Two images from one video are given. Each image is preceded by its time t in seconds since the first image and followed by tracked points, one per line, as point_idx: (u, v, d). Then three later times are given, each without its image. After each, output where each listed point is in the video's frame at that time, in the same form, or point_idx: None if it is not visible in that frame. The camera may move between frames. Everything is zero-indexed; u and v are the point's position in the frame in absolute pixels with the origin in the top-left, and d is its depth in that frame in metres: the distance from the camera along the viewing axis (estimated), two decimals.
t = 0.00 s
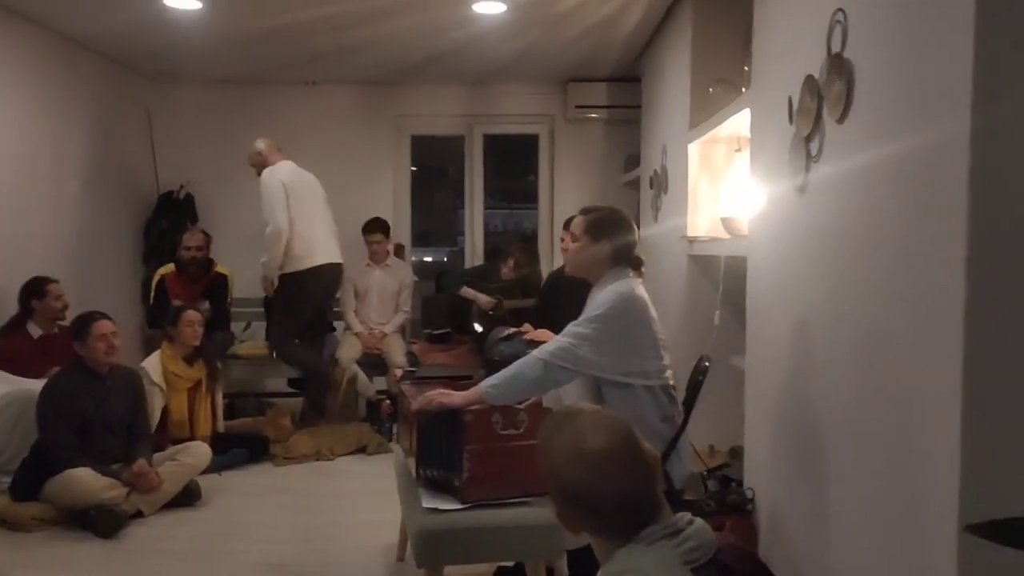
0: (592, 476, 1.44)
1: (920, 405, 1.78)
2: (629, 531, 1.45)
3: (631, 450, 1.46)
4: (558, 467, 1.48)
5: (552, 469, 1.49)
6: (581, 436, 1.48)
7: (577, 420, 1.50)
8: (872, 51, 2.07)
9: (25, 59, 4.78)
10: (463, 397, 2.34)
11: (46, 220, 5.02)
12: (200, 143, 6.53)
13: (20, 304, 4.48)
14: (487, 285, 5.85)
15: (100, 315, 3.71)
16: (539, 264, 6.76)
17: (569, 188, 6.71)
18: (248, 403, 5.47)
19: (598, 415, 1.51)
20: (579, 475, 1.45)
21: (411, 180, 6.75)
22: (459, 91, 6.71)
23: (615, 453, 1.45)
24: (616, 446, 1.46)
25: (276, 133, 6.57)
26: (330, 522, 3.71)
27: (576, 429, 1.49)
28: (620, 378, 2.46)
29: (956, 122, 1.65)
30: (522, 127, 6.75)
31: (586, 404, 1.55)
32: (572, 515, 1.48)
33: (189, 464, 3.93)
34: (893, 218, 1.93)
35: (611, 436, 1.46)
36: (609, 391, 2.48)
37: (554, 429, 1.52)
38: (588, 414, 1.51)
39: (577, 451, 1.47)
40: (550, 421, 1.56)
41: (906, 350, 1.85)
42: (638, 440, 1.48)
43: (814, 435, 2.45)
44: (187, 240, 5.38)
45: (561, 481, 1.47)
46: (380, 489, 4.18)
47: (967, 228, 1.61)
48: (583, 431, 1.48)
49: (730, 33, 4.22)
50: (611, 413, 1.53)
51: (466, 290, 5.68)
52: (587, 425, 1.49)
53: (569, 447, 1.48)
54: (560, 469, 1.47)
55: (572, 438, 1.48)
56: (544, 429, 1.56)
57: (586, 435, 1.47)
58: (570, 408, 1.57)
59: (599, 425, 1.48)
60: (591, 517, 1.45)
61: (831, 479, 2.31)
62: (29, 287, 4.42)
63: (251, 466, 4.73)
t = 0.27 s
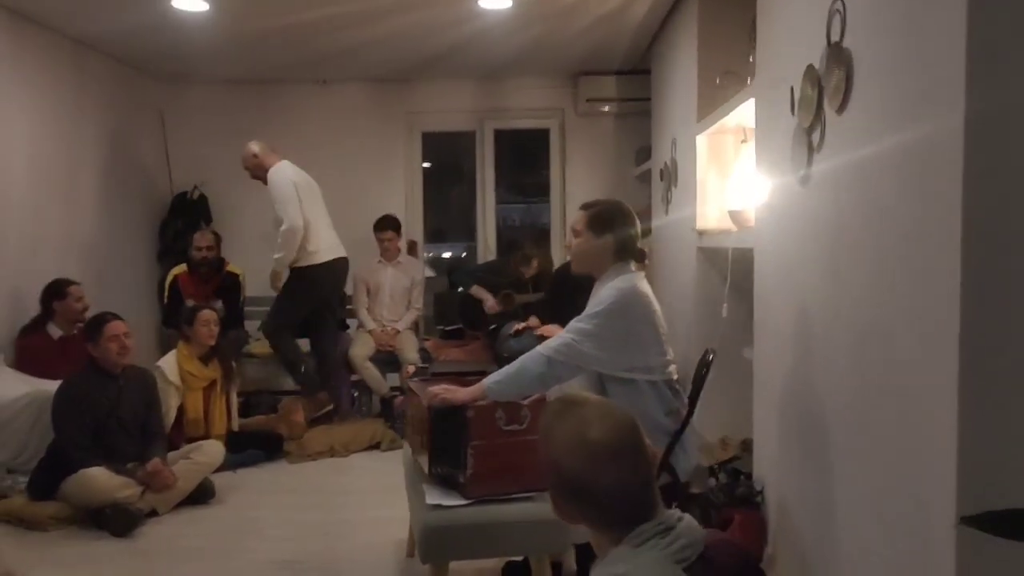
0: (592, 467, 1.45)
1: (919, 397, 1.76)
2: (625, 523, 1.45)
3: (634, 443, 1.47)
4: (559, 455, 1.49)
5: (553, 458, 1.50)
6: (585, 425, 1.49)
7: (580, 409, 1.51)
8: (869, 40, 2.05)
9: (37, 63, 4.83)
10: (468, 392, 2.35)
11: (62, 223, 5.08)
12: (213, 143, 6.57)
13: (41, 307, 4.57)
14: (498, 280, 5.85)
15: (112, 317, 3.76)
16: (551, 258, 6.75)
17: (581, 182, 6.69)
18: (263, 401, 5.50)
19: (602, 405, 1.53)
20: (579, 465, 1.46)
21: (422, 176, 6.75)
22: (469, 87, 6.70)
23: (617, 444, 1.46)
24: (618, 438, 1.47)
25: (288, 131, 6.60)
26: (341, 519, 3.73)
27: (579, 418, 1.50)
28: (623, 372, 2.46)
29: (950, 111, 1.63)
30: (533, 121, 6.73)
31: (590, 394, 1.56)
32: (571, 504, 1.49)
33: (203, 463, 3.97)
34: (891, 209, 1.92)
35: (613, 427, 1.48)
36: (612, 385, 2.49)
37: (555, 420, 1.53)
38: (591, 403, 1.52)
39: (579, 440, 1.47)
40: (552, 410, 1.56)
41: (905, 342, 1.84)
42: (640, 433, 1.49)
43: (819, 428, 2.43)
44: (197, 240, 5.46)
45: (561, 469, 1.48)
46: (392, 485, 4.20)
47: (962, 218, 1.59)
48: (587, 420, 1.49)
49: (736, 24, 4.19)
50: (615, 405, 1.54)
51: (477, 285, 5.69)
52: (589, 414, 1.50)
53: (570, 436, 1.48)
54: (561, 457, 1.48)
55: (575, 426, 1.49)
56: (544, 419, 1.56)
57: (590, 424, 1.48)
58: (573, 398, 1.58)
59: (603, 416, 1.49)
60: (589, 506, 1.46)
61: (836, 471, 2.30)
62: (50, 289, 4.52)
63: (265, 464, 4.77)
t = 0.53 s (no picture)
0: (585, 464, 1.43)
1: (909, 388, 1.77)
2: (616, 520, 1.44)
3: (628, 441, 1.45)
4: (552, 452, 1.47)
5: (546, 454, 1.48)
6: (579, 421, 1.47)
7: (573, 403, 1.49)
8: (856, 33, 2.06)
9: (38, 65, 4.86)
10: (463, 388, 2.34)
11: (66, 223, 5.11)
12: (217, 142, 6.60)
13: (55, 306, 4.63)
14: (500, 276, 5.86)
15: (118, 315, 3.78)
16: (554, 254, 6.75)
17: (583, 177, 6.69)
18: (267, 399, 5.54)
19: (597, 401, 1.51)
20: (571, 462, 1.45)
21: (425, 173, 6.76)
22: (470, 83, 6.70)
23: (611, 442, 1.44)
24: (612, 435, 1.45)
25: (289, 130, 6.62)
26: (344, 515, 3.75)
27: (573, 414, 1.48)
28: (618, 368, 2.47)
29: (936, 102, 1.63)
30: (534, 117, 6.73)
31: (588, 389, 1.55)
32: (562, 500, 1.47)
33: (208, 461, 3.99)
34: (881, 202, 1.92)
35: (607, 423, 1.46)
36: (607, 381, 2.50)
37: (547, 414, 1.52)
38: (586, 398, 1.51)
39: (572, 437, 1.46)
40: (546, 404, 1.54)
41: (895, 334, 1.84)
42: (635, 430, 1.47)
43: (814, 420, 2.44)
44: (201, 240, 5.54)
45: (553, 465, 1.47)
46: (394, 482, 4.22)
47: (948, 209, 1.60)
48: (581, 416, 1.47)
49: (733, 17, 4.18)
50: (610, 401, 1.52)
51: (478, 281, 5.71)
52: (582, 409, 1.48)
53: (563, 432, 1.47)
54: (554, 453, 1.47)
55: (568, 422, 1.47)
56: (537, 413, 1.55)
57: (583, 420, 1.47)
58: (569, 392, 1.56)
59: (597, 412, 1.47)
60: (580, 502, 1.45)
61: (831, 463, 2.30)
62: (64, 288, 4.58)
63: (269, 461, 4.80)
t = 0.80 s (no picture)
0: (574, 459, 1.39)
1: (894, 382, 1.79)
2: (604, 516, 1.39)
3: (619, 437, 1.40)
4: (542, 445, 1.42)
5: (536, 447, 1.43)
6: (570, 414, 1.42)
7: (567, 400, 1.44)
8: (842, 29, 2.07)
9: (38, 67, 4.89)
10: (457, 386, 2.36)
11: (69, 225, 5.15)
12: (217, 143, 6.63)
13: (66, 307, 4.66)
14: (500, 273, 5.86)
15: (125, 316, 3.82)
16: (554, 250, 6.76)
17: (582, 174, 6.70)
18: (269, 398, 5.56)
19: (590, 395, 1.46)
20: (560, 456, 1.40)
21: (425, 171, 6.78)
22: (468, 81, 6.72)
23: (602, 438, 1.39)
24: (604, 431, 1.40)
25: (290, 129, 6.64)
26: (344, 512, 3.78)
27: (565, 407, 1.43)
28: (611, 364, 2.49)
29: (918, 99, 1.65)
30: (533, 114, 6.74)
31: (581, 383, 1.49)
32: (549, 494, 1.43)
33: (211, 460, 4.02)
34: (868, 197, 1.94)
35: (599, 417, 1.41)
36: (601, 377, 2.51)
37: (540, 410, 1.46)
38: (580, 394, 1.45)
39: (562, 430, 1.41)
40: (537, 396, 1.50)
41: (883, 329, 1.86)
42: (627, 426, 1.42)
43: (807, 415, 2.45)
44: (202, 239, 5.53)
45: (542, 459, 1.42)
46: (395, 479, 4.24)
47: (930, 205, 1.61)
48: (573, 409, 1.43)
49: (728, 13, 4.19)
50: (604, 396, 1.47)
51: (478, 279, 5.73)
52: (576, 406, 1.43)
53: (554, 425, 1.42)
54: (543, 446, 1.42)
55: (560, 415, 1.43)
56: (529, 405, 1.50)
57: (575, 414, 1.42)
58: (562, 385, 1.51)
59: (590, 407, 1.42)
60: (568, 498, 1.40)
61: (823, 457, 2.31)
62: (75, 290, 4.61)
63: (271, 460, 4.83)
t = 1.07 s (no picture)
0: (567, 453, 1.38)
1: (882, 378, 1.80)
2: (596, 509, 1.38)
3: (615, 432, 1.39)
4: (537, 437, 1.41)
5: (531, 439, 1.42)
6: (566, 407, 1.41)
7: (565, 394, 1.43)
8: (831, 25, 2.08)
9: (37, 70, 4.90)
10: (450, 384, 2.37)
11: (69, 226, 5.17)
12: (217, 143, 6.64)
13: (70, 307, 4.68)
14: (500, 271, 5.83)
15: (126, 317, 3.84)
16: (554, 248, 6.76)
17: (581, 171, 6.69)
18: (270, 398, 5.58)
19: (587, 389, 1.44)
20: (554, 449, 1.39)
21: (424, 169, 6.78)
22: (467, 79, 6.71)
23: (597, 432, 1.38)
24: (599, 425, 1.38)
25: (290, 128, 6.65)
26: (342, 511, 3.79)
27: (562, 400, 1.42)
28: (603, 362, 2.49)
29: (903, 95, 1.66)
30: (533, 111, 6.73)
31: (581, 378, 1.48)
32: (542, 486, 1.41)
33: (209, 460, 4.03)
34: (856, 193, 1.94)
35: (595, 411, 1.40)
36: (593, 375, 2.52)
37: (537, 402, 1.45)
38: (579, 388, 1.45)
39: (557, 424, 1.40)
40: (534, 388, 1.48)
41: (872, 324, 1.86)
42: (623, 421, 1.41)
43: (799, 411, 2.46)
44: (201, 240, 5.56)
45: (537, 451, 1.41)
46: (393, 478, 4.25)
47: (918, 199, 1.62)
48: (569, 403, 1.41)
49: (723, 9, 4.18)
50: (602, 391, 1.46)
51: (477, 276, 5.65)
52: (573, 400, 1.42)
53: (550, 417, 1.41)
54: (537, 438, 1.41)
55: (555, 407, 1.41)
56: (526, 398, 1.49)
57: (571, 407, 1.41)
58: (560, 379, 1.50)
59: (585, 401, 1.41)
60: (561, 490, 1.39)
61: (815, 453, 2.32)
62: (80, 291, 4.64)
63: (271, 459, 4.84)
